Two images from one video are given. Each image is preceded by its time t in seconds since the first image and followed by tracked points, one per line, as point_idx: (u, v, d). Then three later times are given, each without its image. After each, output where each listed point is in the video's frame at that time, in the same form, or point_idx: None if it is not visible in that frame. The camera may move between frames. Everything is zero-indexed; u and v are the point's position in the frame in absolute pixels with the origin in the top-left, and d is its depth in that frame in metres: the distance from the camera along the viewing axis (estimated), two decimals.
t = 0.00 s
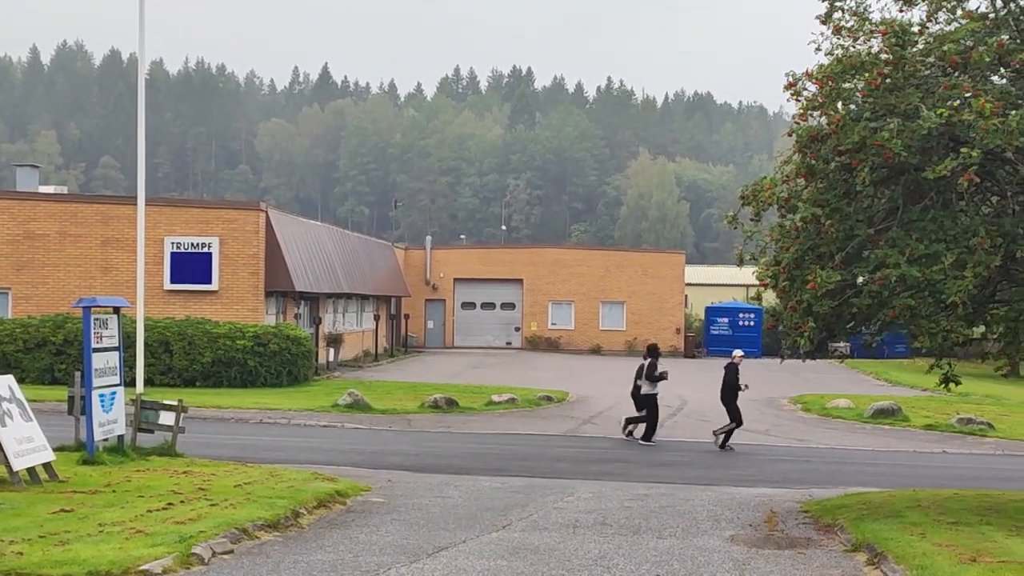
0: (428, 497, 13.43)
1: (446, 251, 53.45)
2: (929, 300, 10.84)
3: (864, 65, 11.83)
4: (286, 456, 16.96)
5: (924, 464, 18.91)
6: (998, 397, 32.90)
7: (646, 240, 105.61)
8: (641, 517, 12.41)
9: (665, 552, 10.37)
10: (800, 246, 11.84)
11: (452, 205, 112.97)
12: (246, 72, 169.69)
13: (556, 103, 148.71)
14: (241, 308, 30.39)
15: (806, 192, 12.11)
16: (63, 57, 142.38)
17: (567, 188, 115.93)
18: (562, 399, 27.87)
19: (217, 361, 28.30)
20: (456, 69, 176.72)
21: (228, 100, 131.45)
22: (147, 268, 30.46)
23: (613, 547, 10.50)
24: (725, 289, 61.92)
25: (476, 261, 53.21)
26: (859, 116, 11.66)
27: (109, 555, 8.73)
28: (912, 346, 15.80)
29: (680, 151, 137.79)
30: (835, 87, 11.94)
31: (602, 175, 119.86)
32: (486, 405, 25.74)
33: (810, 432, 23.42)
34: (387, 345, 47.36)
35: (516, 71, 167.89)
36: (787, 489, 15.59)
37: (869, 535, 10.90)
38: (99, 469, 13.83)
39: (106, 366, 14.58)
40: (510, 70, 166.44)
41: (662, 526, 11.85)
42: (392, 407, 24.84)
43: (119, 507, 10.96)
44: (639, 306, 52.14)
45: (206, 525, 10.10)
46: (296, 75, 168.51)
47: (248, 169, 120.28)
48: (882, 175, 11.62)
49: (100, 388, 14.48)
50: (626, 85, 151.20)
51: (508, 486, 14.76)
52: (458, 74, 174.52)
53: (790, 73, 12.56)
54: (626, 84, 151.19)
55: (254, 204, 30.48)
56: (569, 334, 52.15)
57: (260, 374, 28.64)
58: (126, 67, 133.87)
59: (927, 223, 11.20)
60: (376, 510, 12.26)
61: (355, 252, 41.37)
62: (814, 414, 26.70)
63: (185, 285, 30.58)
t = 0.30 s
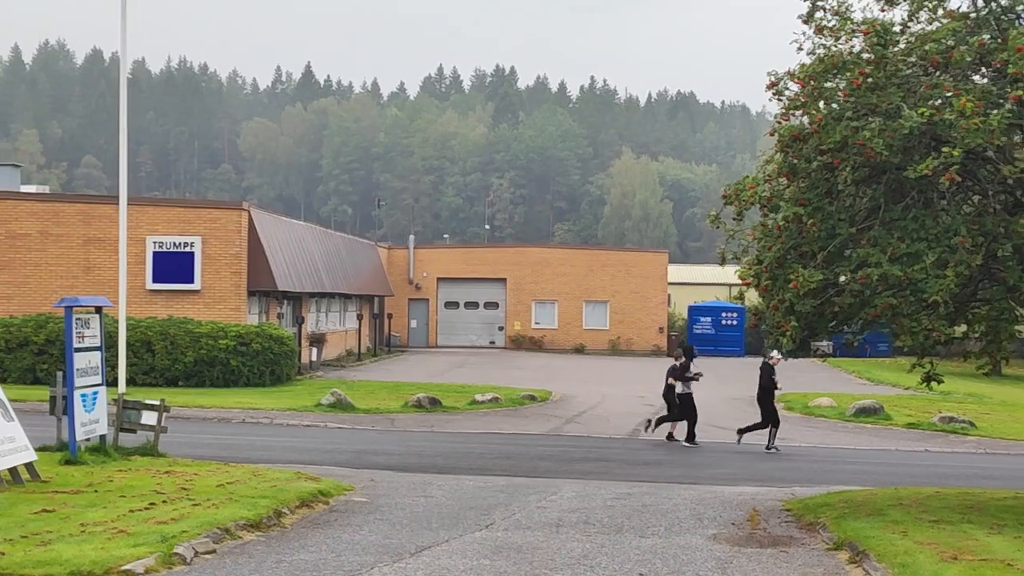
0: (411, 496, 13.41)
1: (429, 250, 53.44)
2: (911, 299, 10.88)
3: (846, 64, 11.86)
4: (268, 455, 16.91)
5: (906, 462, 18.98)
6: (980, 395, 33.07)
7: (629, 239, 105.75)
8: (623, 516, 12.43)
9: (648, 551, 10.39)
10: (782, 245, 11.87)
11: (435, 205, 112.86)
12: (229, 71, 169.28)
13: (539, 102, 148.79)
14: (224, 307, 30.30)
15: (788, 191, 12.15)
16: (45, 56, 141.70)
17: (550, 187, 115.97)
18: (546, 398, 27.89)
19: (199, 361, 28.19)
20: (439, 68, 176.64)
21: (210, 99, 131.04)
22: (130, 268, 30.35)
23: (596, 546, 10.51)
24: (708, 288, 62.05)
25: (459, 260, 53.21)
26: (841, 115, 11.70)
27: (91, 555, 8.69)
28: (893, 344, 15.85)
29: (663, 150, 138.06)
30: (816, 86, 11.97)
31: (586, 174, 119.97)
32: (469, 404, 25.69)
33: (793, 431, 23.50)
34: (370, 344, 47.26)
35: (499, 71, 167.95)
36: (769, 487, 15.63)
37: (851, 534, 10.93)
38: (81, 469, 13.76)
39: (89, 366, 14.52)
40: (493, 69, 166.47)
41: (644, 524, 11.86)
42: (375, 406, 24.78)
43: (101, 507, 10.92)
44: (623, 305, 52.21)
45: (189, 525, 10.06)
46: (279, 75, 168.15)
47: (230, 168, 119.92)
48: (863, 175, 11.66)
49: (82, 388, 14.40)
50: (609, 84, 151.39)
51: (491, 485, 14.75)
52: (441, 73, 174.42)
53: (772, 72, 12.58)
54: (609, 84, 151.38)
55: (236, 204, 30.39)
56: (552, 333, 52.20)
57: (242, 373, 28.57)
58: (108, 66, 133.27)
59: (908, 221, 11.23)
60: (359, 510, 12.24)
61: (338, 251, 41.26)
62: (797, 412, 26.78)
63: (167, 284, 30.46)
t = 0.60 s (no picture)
0: (398, 494, 13.39)
1: (415, 248, 53.37)
2: (895, 296, 10.92)
3: (831, 61, 11.88)
4: (254, 453, 16.88)
5: (892, 459, 19.05)
6: (964, 392, 33.22)
7: (615, 236, 105.81)
8: (609, 513, 12.44)
9: (635, 548, 10.40)
10: (768, 242, 11.91)
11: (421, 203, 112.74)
12: (214, 69, 168.89)
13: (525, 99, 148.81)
14: (209, 306, 30.20)
15: (773, 188, 12.17)
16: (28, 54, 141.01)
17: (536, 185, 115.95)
18: (532, 396, 27.89)
19: (185, 359, 28.10)
20: (425, 66, 176.53)
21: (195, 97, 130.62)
22: (115, 266, 30.24)
23: (582, 544, 10.51)
24: (694, 286, 62.18)
25: (445, 258, 53.13)
26: (826, 113, 11.73)
27: (75, 555, 8.64)
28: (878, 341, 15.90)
29: (649, 148, 138.23)
30: (801, 84, 11.99)
31: (572, 172, 120.01)
32: (455, 402, 25.66)
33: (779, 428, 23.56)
34: (356, 342, 47.19)
35: (485, 68, 167.94)
36: (754, 484, 15.67)
37: (837, 530, 10.97)
38: (66, 468, 13.71)
39: (73, 365, 14.45)
40: (479, 67, 166.47)
41: (630, 522, 11.87)
42: (361, 405, 24.73)
43: (86, 506, 10.88)
44: (609, 303, 52.27)
45: (174, 524, 10.03)
46: (265, 73, 167.81)
47: (216, 166, 119.57)
48: (849, 172, 11.68)
49: (67, 387, 14.33)
50: (594, 82, 151.51)
51: (477, 483, 14.75)
52: (427, 71, 174.28)
53: (757, 70, 12.60)
54: (595, 82, 151.50)
55: (222, 202, 30.30)
56: (538, 331, 52.22)
57: (228, 372, 28.47)
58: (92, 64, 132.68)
59: (893, 218, 11.27)
60: (345, 508, 12.22)
61: (324, 249, 41.17)
62: (783, 410, 26.86)
63: (152, 283, 30.36)
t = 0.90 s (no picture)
0: (387, 490, 13.39)
1: (404, 244, 53.32)
2: (884, 290, 10.92)
3: (818, 56, 11.90)
4: (244, 449, 16.86)
5: (881, 453, 19.08)
6: (954, 386, 33.30)
7: (605, 232, 105.78)
8: (598, 508, 12.45)
9: (624, 543, 10.42)
10: (756, 237, 11.93)
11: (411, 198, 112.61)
12: (203, 66, 168.51)
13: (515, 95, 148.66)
14: (198, 302, 30.13)
15: (761, 182, 12.20)
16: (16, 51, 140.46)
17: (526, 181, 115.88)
18: (522, 392, 27.90)
19: (174, 356, 28.10)
20: (414, 62, 176.25)
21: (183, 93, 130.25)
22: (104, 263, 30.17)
23: (570, 539, 10.52)
24: (683, 281, 62.22)
25: (435, 254, 53.09)
26: (814, 107, 11.75)
27: (65, 551, 8.63)
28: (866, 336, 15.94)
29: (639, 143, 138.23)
30: (789, 78, 12.00)
31: (561, 167, 119.96)
32: (445, 398, 25.64)
33: (769, 423, 23.59)
34: (346, 338, 47.14)
35: (474, 64, 167.73)
36: (745, 479, 15.69)
37: (826, 524, 10.99)
38: (56, 465, 13.67)
39: (62, 361, 14.41)
40: (468, 62, 166.22)
41: (619, 517, 11.87)
42: (351, 401, 24.69)
43: (76, 503, 10.87)
44: (599, 298, 52.30)
45: (163, 520, 10.02)
46: (254, 69, 167.41)
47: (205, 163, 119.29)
48: (837, 166, 11.70)
49: (56, 384, 14.30)
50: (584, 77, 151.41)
51: (467, 479, 14.75)
52: (416, 67, 174.03)
53: (745, 65, 12.62)
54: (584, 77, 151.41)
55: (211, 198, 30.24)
56: (528, 326, 52.20)
57: (218, 368, 28.40)
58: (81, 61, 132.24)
59: (882, 212, 11.28)
60: (335, 504, 12.21)
61: (313, 245, 41.11)
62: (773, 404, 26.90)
63: (141, 279, 30.29)
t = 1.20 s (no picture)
0: (371, 482, 13.37)
1: (388, 236, 53.23)
2: (866, 283, 10.97)
3: (800, 48, 11.91)
4: (227, 442, 16.83)
5: (863, 445, 19.15)
6: (935, 378, 33.48)
7: (589, 224, 105.77)
8: (582, 500, 12.46)
9: (607, 534, 10.44)
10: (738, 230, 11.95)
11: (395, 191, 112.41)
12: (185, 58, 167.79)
13: (499, 87, 148.51)
14: (182, 294, 30.02)
15: (743, 175, 12.22)
16: None
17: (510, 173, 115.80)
18: (506, 384, 27.91)
19: (158, 349, 27.97)
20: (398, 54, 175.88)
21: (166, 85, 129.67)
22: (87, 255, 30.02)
23: (553, 531, 10.52)
24: (667, 274, 62.32)
25: (419, 246, 53.02)
26: (796, 100, 11.75)
27: (47, 544, 8.58)
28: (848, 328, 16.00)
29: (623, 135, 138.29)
30: (771, 71, 12.01)
31: (545, 159, 119.94)
32: (428, 391, 25.62)
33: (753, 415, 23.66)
34: (330, 331, 47.04)
35: (458, 56, 167.52)
36: (728, 471, 15.73)
37: (808, 516, 11.03)
38: (38, 457, 13.61)
39: (44, 354, 14.34)
40: (452, 55, 165.94)
41: (602, 509, 11.89)
42: (335, 393, 24.66)
43: (58, 495, 10.81)
44: (583, 290, 52.34)
45: (146, 513, 9.98)
46: (237, 61, 166.82)
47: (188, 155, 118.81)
48: (819, 159, 11.72)
49: (39, 376, 14.23)
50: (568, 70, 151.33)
51: (451, 471, 14.75)
52: (400, 59, 173.69)
53: (727, 57, 12.63)
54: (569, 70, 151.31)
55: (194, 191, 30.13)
56: (512, 319, 52.20)
57: (201, 361, 28.30)
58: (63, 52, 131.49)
59: (864, 205, 11.32)
60: (317, 497, 12.19)
61: (297, 238, 41.01)
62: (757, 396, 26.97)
63: (124, 272, 30.15)
